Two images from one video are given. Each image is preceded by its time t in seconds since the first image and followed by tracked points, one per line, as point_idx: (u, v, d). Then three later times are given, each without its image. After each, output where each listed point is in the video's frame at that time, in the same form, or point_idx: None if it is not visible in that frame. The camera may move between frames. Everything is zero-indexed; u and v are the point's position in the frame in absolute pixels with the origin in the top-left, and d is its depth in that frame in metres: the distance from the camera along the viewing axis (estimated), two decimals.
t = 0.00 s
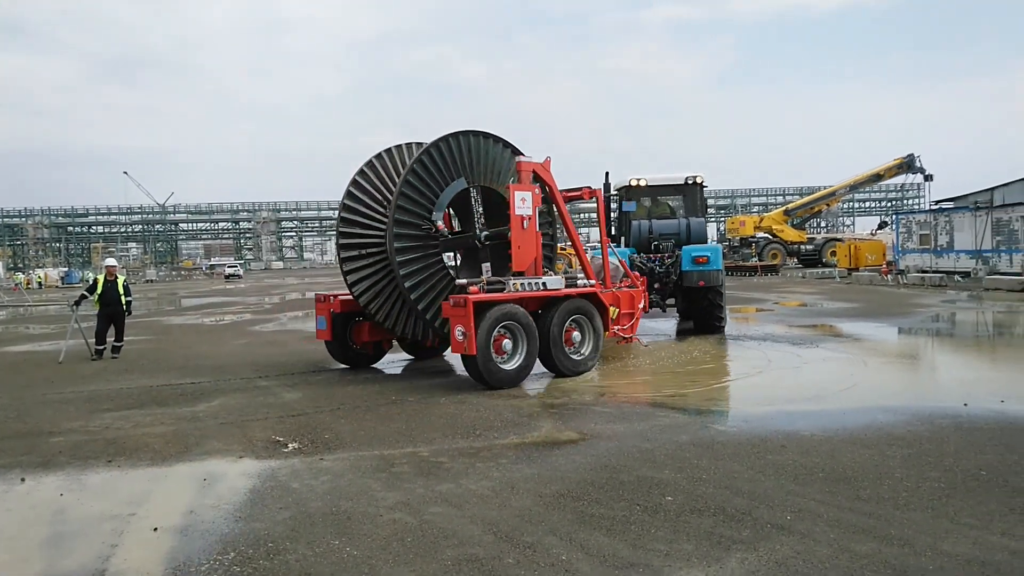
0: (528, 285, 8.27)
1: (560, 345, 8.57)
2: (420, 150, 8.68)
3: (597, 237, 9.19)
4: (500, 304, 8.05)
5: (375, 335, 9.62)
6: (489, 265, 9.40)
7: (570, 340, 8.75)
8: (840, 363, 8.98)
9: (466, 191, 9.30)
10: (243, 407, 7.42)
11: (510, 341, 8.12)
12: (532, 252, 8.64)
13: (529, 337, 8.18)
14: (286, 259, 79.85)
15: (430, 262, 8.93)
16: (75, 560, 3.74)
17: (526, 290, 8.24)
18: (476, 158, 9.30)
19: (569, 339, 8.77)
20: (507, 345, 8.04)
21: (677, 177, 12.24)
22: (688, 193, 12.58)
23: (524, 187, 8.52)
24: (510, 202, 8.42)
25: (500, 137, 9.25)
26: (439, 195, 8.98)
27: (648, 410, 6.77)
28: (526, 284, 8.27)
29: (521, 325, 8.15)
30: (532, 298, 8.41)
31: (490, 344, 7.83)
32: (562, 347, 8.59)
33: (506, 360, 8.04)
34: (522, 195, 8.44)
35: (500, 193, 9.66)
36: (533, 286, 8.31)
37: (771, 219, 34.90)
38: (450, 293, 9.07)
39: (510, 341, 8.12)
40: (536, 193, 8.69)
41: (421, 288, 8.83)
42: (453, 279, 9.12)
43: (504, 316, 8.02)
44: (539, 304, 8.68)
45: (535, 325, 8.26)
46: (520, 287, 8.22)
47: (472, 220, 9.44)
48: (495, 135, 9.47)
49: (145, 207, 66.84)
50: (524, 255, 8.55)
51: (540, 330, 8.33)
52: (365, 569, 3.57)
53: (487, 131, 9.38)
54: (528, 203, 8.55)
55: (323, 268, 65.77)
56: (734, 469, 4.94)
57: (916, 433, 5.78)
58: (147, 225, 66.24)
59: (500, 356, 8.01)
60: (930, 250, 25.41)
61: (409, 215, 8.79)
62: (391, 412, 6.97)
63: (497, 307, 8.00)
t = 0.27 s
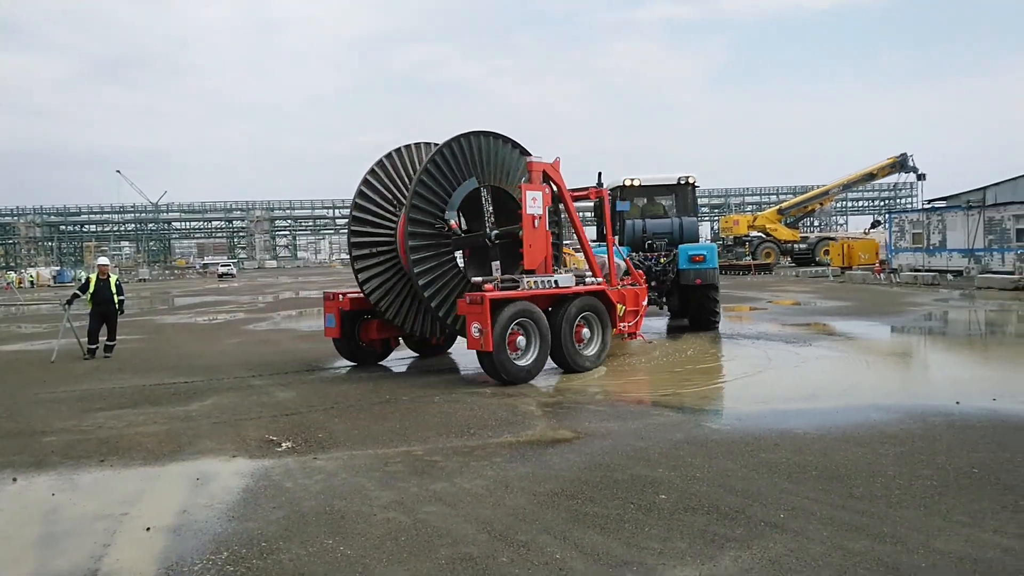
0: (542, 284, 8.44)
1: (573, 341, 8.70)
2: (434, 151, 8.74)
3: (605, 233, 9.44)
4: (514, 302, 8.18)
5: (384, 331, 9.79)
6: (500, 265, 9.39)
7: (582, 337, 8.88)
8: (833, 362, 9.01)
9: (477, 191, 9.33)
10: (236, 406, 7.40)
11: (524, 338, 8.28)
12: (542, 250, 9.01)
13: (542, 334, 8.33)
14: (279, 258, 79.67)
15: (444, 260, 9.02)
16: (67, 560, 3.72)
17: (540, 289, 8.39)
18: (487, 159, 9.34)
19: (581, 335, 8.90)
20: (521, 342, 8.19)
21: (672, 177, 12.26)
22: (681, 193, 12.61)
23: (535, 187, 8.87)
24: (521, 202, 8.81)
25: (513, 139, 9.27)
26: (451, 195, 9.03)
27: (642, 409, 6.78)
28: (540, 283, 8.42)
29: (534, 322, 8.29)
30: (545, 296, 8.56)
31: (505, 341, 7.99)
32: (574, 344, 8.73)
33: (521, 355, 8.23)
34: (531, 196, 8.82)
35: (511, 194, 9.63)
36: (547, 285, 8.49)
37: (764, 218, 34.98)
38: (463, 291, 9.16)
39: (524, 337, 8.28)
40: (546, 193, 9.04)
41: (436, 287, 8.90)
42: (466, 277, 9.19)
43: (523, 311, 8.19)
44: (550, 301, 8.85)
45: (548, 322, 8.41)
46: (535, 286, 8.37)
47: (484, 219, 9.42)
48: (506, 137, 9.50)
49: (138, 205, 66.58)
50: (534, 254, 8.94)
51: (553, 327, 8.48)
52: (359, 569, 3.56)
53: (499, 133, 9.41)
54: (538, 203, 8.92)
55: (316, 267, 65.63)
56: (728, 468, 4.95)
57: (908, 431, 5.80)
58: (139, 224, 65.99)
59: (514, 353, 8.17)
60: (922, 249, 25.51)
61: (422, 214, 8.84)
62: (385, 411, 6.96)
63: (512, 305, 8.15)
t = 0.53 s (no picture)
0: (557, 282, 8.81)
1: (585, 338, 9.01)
2: (451, 152, 8.84)
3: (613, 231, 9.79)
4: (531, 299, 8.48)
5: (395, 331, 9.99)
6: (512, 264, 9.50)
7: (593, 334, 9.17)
8: (827, 360, 9.03)
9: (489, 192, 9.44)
10: (231, 406, 7.39)
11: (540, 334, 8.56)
12: (556, 250, 9.21)
13: (557, 331, 8.62)
14: (274, 258, 79.50)
15: (460, 260, 9.10)
16: (61, 562, 3.71)
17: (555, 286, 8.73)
18: (499, 159, 9.49)
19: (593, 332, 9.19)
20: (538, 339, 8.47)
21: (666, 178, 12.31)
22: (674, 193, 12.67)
23: (548, 188, 9.08)
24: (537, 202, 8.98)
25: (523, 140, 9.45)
26: (465, 195, 9.13)
27: (637, 408, 6.79)
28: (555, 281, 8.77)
29: (549, 318, 8.58)
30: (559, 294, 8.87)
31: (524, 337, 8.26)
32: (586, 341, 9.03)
33: (539, 352, 8.50)
34: (546, 196, 9.05)
35: (521, 194, 9.81)
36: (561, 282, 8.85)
37: (758, 217, 35.07)
38: (478, 290, 9.29)
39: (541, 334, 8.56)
40: (558, 193, 9.26)
41: (452, 286, 8.99)
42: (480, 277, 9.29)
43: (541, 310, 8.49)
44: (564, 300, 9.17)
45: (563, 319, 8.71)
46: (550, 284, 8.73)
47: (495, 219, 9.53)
48: (516, 138, 9.67)
49: (132, 206, 66.40)
50: (549, 253, 9.13)
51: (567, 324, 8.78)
52: (354, 569, 3.56)
53: (510, 135, 9.58)
54: (552, 203, 9.13)
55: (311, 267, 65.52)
56: (723, 467, 4.96)
57: (902, 429, 5.82)
58: (133, 225, 65.80)
59: (532, 349, 8.44)
60: (916, 247, 25.62)
61: (439, 214, 8.91)
62: (380, 411, 6.95)
63: (528, 303, 8.43)
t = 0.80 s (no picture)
0: (572, 280, 8.94)
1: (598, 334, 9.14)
2: (466, 151, 8.91)
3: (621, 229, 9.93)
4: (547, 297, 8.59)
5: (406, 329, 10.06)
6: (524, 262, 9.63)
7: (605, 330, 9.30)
8: (825, 359, 9.04)
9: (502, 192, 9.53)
10: (230, 405, 7.38)
11: (555, 331, 8.69)
12: (568, 249, 9.28)
13: (572, 327, 8.76)
14: (272, 257, 79.43)
15: (475, 259, 9.19)
16: (60, 561, 3.71)
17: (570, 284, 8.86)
18: (510, 159, 9.57)
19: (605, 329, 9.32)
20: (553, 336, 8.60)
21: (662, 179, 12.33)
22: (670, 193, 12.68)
23: (561, 187, 9.13)
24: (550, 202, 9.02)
25: (535, 140, 9.57)
26: (480, 194, 9.21)
27: (636, 407, 6.80)
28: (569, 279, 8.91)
29: (564, 315, 8.70)
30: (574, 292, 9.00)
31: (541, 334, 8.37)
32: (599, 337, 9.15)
33: (553, 349, 8.63)
34: (559, 196, 9.06)
35: (531, 194, 9.91)
36: (575, 280, 8.98)
37: (756, 216, 35.08)
38: (492, 288, 9.37)
39: (556, 331, 8.68)
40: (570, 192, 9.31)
41: (469, 284, 9.08)
42: (494, 275, 9.40)
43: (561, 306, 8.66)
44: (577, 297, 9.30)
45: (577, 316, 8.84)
46: (566, 281, 8.87)
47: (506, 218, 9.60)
48: (527, 138, 9.77)
49: (130, 205, 66.36)
50: (561, 251, 9.20)
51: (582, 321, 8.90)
52: (353, 568, 3.56)
53: (521, 135, 9.68)
54: (564, 202, 9.17)
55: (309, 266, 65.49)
56: (722, 466, 4.96)
57: (900, 429, 5.82)
58: (132, 223, 65.76)
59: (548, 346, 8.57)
60: (914, 247, 25.64)
61: (454, 213, 8.98)
62: (379, 410, 6.95)
63: (544, 300, 8.54)
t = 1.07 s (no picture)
0: (591, 280, 9.12)
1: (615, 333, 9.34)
2: (485, 153, 8.94)
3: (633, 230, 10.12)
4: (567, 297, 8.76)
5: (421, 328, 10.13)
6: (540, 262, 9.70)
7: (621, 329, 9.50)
8: (827, 360, 9.02)
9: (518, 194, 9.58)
10: (230, 407, 7.39)
11: (575, 330, 8.88)
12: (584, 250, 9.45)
13: (591, 327, 8.95)
14: (273, 258, 79.40)
15: (494, 261, 9.25)
16: (60, 562, 3.71)
17: (589, 284, 9.05)
18: (526, 162, 9.62)
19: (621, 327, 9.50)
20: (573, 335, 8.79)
21: (661, 181, 12.35)
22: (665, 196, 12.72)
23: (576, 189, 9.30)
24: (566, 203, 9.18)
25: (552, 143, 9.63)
26: (498, 197, 9.27)
27: (637, 407, 6.80)
28: (588, 279, 9.08)
29: (584, 315, 8.90)
30: (593, 291, 9.19)
31: (562, 333, 8.55)
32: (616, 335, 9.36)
33: (574, 348, 8.82)
34: (575, 197, 9.31)
35: (546, 197, 9.98)
36: (594, 280, 9.17)
37: (757, 217, 35.08)
38: (509, 289, 9.45)
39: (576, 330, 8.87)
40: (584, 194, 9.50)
41: (488, 285, 9.16)
42: (512, 276, 9.47)
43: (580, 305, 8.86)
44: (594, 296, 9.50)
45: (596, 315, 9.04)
46: (585, 281, 9.06)
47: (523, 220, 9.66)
48: (542, 141, 9.82)
49: (132, 206, 66.45)
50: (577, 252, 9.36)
51: (600, 320, 9.10)
52: (353, 569, 3.56)
53: (536, 138, 9.73)
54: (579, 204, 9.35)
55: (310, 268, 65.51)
56: (723, 466, 4.96)
57: (901, 429, 5.81)
58: (133, 225, 65.82)
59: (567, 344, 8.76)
60: (915, 247, 25.62)
61: (473, 215, 9.02)
62: (380, 411, 6.96)
63: (565, 300, 8.71)
